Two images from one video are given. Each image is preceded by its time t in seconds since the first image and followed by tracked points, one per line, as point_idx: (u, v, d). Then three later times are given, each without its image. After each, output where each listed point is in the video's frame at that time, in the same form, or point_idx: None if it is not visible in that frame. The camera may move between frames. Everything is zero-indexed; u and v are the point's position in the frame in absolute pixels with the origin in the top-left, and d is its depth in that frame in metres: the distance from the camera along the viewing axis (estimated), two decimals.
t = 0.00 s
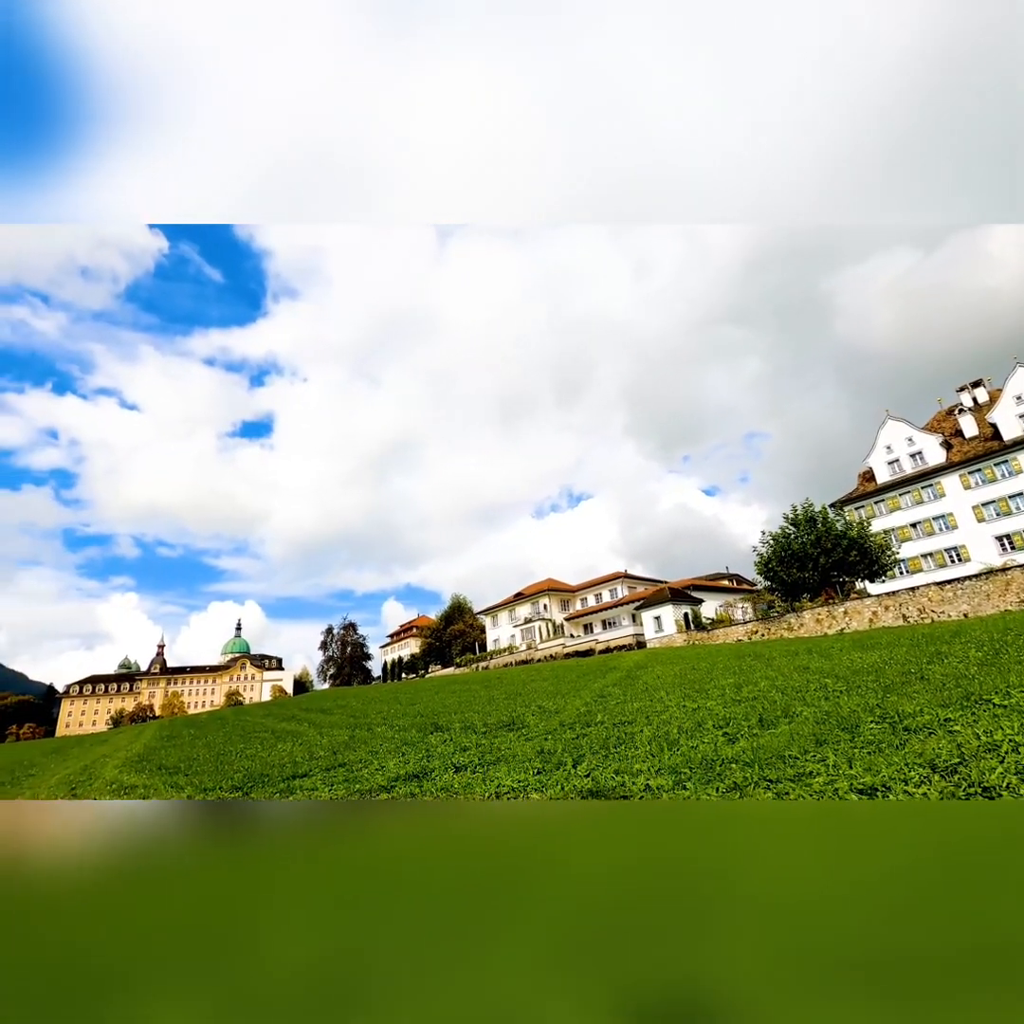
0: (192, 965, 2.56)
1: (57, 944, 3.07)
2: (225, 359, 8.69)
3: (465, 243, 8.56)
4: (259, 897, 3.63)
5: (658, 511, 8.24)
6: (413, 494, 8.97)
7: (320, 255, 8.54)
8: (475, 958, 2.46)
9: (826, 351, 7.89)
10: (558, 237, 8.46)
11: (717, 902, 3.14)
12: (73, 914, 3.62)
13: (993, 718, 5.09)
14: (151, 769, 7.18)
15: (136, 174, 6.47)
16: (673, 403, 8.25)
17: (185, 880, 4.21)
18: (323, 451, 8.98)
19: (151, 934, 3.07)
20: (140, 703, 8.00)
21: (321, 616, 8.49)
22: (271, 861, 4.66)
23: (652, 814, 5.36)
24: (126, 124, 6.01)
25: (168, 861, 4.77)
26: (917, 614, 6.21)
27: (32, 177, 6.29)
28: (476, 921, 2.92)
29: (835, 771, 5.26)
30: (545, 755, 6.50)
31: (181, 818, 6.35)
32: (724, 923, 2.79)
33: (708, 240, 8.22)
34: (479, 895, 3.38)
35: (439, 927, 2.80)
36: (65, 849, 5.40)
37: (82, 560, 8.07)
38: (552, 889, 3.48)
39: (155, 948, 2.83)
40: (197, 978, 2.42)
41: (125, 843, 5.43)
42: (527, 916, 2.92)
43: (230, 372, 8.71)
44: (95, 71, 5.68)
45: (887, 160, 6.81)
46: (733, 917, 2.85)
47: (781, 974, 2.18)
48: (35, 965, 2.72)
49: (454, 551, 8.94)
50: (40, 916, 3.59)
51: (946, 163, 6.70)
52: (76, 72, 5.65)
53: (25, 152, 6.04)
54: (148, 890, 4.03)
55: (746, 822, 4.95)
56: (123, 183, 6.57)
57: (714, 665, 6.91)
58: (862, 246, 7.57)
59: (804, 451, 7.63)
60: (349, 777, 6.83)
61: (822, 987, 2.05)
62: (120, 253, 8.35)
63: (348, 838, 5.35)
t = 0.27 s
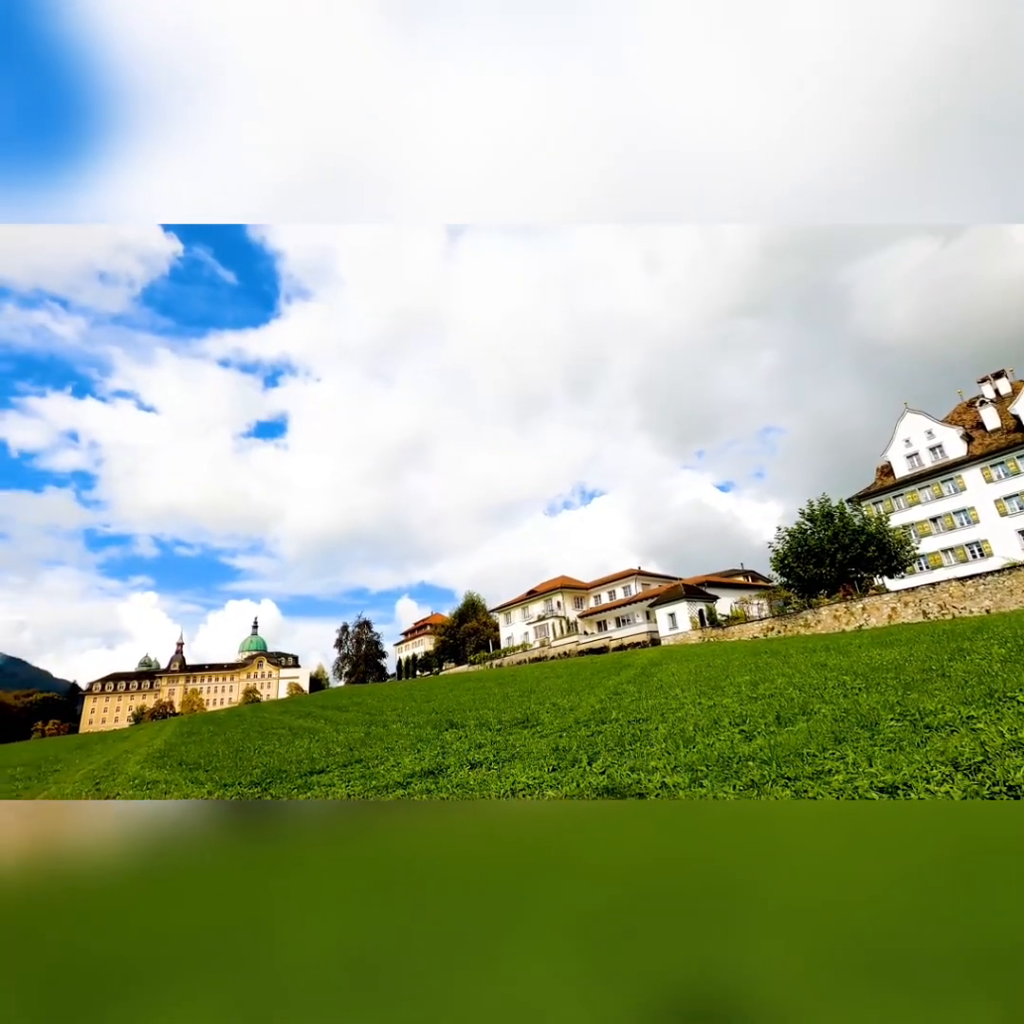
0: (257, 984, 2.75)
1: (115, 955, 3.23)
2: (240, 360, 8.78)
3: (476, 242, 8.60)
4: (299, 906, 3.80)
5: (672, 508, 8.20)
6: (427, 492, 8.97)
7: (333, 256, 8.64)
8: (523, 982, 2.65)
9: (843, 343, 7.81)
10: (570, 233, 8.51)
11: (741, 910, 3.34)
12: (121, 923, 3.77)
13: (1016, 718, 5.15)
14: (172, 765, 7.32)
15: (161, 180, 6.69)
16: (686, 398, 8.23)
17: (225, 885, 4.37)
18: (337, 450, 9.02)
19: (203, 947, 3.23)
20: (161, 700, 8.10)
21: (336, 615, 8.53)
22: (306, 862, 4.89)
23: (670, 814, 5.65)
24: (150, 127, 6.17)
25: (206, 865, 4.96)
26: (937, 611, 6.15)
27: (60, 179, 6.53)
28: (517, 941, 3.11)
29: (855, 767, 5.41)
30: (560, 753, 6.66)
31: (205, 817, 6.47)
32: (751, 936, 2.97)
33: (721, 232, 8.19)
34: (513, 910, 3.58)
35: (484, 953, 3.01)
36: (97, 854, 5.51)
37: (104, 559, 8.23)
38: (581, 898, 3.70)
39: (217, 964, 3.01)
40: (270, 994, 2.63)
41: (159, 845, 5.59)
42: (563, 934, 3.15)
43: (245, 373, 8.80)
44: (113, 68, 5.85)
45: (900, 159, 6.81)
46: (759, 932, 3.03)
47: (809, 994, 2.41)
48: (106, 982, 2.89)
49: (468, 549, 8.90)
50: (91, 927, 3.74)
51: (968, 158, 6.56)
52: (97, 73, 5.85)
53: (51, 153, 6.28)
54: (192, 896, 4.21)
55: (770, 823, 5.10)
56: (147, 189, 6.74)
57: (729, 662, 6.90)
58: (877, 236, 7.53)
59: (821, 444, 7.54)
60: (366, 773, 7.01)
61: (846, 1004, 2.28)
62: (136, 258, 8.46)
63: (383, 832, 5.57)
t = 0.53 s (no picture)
0: (296, 978, 2.81)
1: (149, 951, 3.29)
2: (255, 362, 8.86)
3: (487, 241, 8.64)
4: (325, 906, 3.86)
5: (686, 504, 8.14)
6: (439, 491, 8.98)
7: (345, 255, 8.72)
8: (557, 973, 2.71)
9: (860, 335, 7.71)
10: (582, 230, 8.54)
11: (767, 912, 3.38)
12: (154, 921, 3.83)
13: None
14: (192, 761, 7.45)
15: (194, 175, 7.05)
16: (699, 394, 8.21)
17: (252, 886, 4.42)
18: (350, 449, 9.08)
19: (236, 945, 3.31)
20: (180, 698, 8.21)
21: (353, 613, 8.64)
22: (333, 861, 4.98)
23: (687, 815, 5.62)
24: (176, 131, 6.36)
25: (236, 864, 5.05)
26: (959, 608, 6.14)
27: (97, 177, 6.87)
28: (545, 935, 3.18)
29: (875, 766, 5.43)
30: (575, 750, 6.72)
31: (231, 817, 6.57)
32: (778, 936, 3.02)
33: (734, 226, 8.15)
34: (540, 907, 3.63)
35: (516, 946, 3.08)
36: (128, 854, 5.59)
37: (124, 560, 8.35)
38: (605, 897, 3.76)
39: (253, 960, 3.08)
40: (307, 985, 2.72)
41: (188, 845, 5.67)
42: (589, 928, 3.25)
43: (259, 375, 8.88)
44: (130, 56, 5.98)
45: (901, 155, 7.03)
46: (786, 933, 3.07)
47: (830, 982, 2.48)
48: (145, 978, 2.96)
49: (481, 548, 8.89)
50: (124, 925, 3.81)
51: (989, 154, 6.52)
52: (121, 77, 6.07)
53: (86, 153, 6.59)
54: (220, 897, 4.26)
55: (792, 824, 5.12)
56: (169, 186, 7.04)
57: (745, 660, 6.86)
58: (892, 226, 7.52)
59: (838, 438, 7.45)
60: (383, 770, 7.07)
61: (872, 997, 2.34)
62: (152, 262, 8.57)
63: (410, 831, 5.68)
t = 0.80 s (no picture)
0: (328, 974, 2.90)
1: (181, 950, 3.37)
2: (269, 364, 8.93)
3: (498, 240, 8.66)
4: (344, 907, 3.93)
5: (700, 502, 8.07)
6: (451, 491, 8.96)
7: (356, 256, 8.80)
8: (582, 970, 2.77)
9: (877, 328, 7.62)
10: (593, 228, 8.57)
11: (788, 909, 3.41)
12: (183, 921, 3.92)
13: None
14: (212, 759, 7.56)
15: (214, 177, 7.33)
16: (713, 390, 8.17)
17: (277, 886, 4.50)
18: (363, 450, 9.11)
19: (259, 944, 3.39)
20: (199, 696, 8.31)
21: (366, 612, 8.67)
22: (355, 861, 5.07)
23: (703, 814, 5.62)
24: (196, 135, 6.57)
25: (260, 864, 5.14)
26: (982, 605, 6.08)
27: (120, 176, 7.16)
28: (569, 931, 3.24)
29: (897, 765, 5.42)
30: (591, 748, 6.76)
31: (251, 815, 6.66)
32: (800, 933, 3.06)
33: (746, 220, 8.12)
34: (563, 905, 3.69)
35: (540, 942, 3.14)
36: (155, 852, 5.70)
37: (144, 560, 8.44)
38: (626, 895, 3.82)
39: (275, 958, 3.16)
40: (330, 983, 2.79)
41: (212, 845, 5.76)
42: (611, 925, 3.32)
43: (273, 377, 8.95)
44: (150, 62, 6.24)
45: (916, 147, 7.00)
46: (807, 930, 3.11)
47: (852, 975, 2.54)
48: (176, 977, 3.02)
49: (494, 546, 8.88)
50: (154, 924, 3.90)
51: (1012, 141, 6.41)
52: (140, 81, 6.33)
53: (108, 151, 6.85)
54: (247, 897, 4.35)
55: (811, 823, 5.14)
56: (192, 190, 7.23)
57: (761, 659, 6.84)
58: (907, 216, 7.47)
59: (855, 433, 7.35)
60: (398, 768, 7.12)
61: (897, 992, 2.38)
62: (169, 267, 8.66)
63: (430, 830, 5.78)
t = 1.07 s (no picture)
0: (360, 972, 2.95)
1: (213, 950, 3.42)
2: (283, 366, 8.99)
3: (510, 238, 8.70)
4: (364, 905, 4.02)
5: (714, 499, 8.00)
6: (464, 490, 8.98)
7: (368, 257, 8.86)
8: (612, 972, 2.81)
9: (894, 319, 7.51)
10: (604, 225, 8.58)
11: (813, 908, 3.44)
12: (209, 920, 3.97)
13: None
14: (231, 757, 7.67)
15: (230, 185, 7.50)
16: (727, 386, 8.12)
17: (300, 886, 4.55)
18: (377, 450, 9.13)
19: (286, 943, 3.45)
20: (217, 695, 8.42)
21: (379, 612, 8.65)
22: (377, 860, 5.13)
23: (721, 812, 5.67)
24: (217, 132, 6.85)
25: (284, 863, 5.22)
26: (1005, 601, 6.03)
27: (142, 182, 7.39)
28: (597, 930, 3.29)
29: (919, 764, 5.46)
30: (606, 746, 6.77)
31: (275, 816, 6.76)
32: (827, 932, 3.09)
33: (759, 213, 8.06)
34: (587, 902, 3.74)
35: (568, 939, 3.20)
36: (180, 851, 5.79)
37: (163, 561, 8.54)
38: (650, 895, 3.86)
39: (300, 956, 3.23)
40: (358, 982, 2.86)
41: (236, 843, 5.87)
42: (637, 926, 3.36)
43: (287, 379, 9.00)
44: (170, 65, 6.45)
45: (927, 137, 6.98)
46: (834, 928, 3.14)
47: (886, 981, 2.56)
48: (207, 975, 3.09)
49: (507, 544, 8.84)
50: (181, 923, 3.96)
51: None
52: (160, 83, 6.56)
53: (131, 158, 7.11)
54: (270, 896, 4.40)
55: (832, 823, 5.15)
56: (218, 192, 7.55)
57: (778, 657, 6.82)
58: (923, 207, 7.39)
59: (873, 427, 7.26)
60: (414, 766, 7.16)
61: (913, 995, 2.45)
62: (183, 271, 8.77)
63: (450, 828, 5.84)
